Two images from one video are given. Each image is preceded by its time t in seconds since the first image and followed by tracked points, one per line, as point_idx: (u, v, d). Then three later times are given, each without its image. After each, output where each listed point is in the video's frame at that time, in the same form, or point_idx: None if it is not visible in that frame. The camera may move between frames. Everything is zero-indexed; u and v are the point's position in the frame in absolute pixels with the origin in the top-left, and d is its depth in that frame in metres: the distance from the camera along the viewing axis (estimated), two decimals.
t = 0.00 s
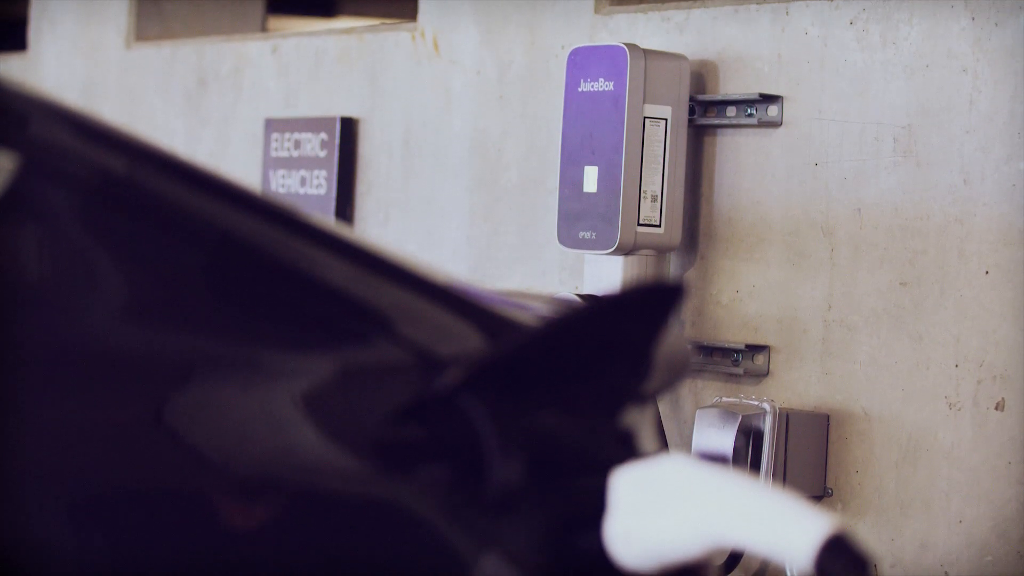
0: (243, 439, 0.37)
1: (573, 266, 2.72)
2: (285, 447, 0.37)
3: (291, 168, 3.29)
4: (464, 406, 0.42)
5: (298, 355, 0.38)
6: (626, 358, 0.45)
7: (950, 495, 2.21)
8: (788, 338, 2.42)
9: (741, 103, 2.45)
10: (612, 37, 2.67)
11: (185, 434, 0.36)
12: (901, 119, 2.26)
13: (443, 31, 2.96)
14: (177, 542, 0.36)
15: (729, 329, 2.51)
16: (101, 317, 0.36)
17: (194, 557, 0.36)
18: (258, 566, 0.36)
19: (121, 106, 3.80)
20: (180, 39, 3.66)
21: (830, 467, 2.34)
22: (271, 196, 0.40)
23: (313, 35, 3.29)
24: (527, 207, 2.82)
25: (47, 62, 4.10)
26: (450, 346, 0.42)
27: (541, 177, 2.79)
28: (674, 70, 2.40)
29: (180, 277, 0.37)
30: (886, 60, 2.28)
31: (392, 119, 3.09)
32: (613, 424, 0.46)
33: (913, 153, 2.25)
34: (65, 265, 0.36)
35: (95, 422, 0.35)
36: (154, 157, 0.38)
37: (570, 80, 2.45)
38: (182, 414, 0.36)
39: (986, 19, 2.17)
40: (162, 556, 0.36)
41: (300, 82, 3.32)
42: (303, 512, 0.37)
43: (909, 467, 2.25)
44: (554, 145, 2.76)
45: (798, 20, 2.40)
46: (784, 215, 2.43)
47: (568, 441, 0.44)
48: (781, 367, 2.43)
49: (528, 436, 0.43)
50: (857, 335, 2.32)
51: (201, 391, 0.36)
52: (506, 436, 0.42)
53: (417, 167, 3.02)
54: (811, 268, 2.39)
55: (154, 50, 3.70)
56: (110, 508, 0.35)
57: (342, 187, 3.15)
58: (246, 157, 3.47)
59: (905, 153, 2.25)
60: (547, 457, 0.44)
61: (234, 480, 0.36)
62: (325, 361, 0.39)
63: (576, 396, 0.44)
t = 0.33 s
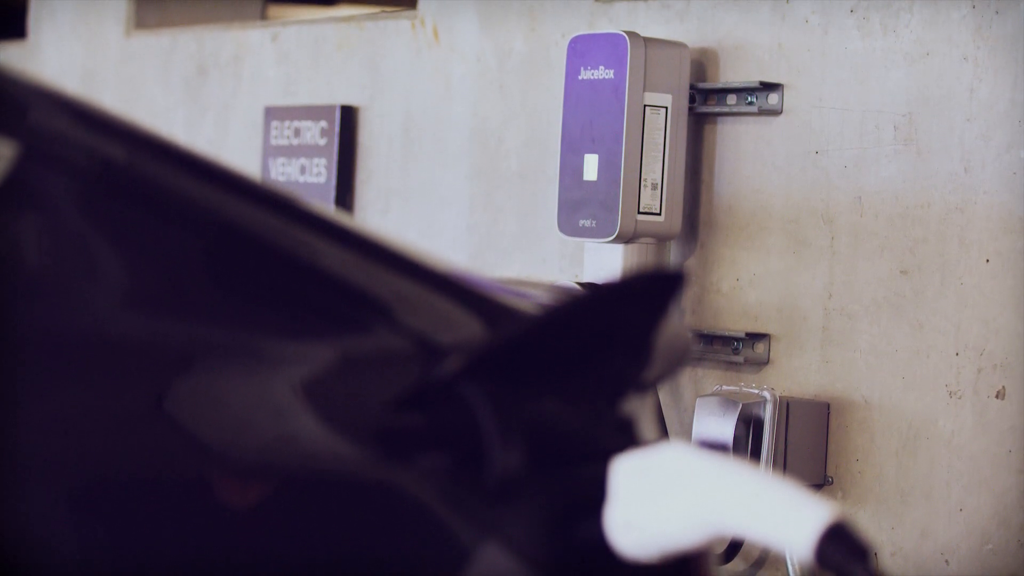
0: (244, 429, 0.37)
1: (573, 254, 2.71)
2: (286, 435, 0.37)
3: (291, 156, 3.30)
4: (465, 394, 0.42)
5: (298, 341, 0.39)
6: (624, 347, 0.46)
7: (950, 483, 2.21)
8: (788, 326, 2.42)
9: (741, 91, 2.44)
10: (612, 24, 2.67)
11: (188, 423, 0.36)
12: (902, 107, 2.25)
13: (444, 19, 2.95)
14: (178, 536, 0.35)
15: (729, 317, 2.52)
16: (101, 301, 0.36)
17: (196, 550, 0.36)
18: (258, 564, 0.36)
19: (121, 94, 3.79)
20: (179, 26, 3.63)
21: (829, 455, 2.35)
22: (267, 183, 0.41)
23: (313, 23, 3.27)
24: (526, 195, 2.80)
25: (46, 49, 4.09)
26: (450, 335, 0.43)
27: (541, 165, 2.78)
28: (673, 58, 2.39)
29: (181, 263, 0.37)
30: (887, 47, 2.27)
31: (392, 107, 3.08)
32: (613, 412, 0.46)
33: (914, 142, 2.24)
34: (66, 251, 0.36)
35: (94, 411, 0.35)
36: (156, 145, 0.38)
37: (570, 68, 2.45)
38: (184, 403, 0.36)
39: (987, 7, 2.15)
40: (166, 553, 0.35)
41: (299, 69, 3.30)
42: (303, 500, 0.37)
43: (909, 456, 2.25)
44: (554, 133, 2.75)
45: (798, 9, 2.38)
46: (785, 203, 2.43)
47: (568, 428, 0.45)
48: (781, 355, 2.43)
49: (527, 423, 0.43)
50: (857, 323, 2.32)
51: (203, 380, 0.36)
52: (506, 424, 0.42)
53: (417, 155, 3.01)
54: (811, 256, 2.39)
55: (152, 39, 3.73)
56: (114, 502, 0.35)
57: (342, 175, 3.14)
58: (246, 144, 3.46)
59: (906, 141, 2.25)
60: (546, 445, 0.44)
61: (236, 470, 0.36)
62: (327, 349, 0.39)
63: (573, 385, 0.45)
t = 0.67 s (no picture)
0: (244, 417, 0.37)
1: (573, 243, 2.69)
2: (286, 424, 0.37)
3: (290, 145, 3.29)
4: (464, 382, 0.41)
5: (298, 330, 0.39)
6: (625, 334, 0.46)
7: (951, 472, 2.20)
8: (788, 314, 2.42)
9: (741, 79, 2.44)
10: (613, 12, 2.65)
11: (188, 412, 0.36)
12: (902, 95, 2.25)
13: (444, 7, 2.94)
14: (179, 528, 0.36)
15: (729, 305, 2.51)
16: (101, 289, 0.36)
17: (198, 546, 0.36)
18: (257, 564, 0.37)
19: (119, 82, 3.78)
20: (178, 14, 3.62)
21: (830, 444, 2.35)
22: (266, 172, 0.41)
23: (312, 11, 3.26)
24: (526, 183, 2.80)
25: (45, 37, 4.09)
26: (449, 324, 0.42)
27: (542, 154, 2.77)
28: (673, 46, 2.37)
29: (179, 251, 0.37)
30: (887, 36, 2.26)
31: (392, 95, 3.07)
32: (613, 399, 0.46)
33: (914, 130, 2.23)
34: (65, 238, 0.37)
35: (93, 397, 0.35)
36: (155, 133, 0.38)
37: (570, 56, 2.44)
38: (183, 391, 0.36)
39: None
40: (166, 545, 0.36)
41: (300, 57, 3.30)
42: (303, 483, 0.37)
43: (909, 445, 2.25)
44: (554, 121, 2.75)
45: None
46: (785, 192, 2.42)
47: (569, 417, 0.44)
48: (781, 343, 2.43)
49: (527, 412, 0.43)
50: (857, 311, 2.32)
51: (202, 367, 0.36)
52: (506, 413, 0.42)
53: (416, 144, 3.00)
54: (811, 244, 2.39)
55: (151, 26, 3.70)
56: (113, 487, 0.35)
57: (342, 164, 3.12)
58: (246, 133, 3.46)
59: (906, 129, 2.24)
60: (547, 433, 0.43)
61: (236, 458, 0.36)
62: (326, 336, 0.39)
63: (574, 372, 0.45)
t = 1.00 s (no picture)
0: (242, 403, 0.38)
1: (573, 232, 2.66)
2: (285, 413, 0.38)
3: (290, 134, 3.24)
4: (465, 372, 0.42)
5: (297, 320, 0.40)
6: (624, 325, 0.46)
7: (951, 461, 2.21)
8: (789, 303, 2.42)
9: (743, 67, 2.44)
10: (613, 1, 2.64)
11: (187, 400, 0.37)
12: (903, 84, 2.24)
13: None
14: (178, 520, 0.37)
15: (729, 294, 2.51)
16: (100, 279, 0.38)
17: (200, 540, 0.37)
18: (255, 557, 0.38)
19: (118, 70, 3.78)
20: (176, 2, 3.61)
21: (830, 433, 2.34)
22: (267, 161, 0.42)
23: None
24: (526, 171, 2.79)
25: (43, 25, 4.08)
26: (448, 314, 0.43)
27: (542, 142, 2.76)
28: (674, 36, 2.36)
29: (179, 240, 0.39)
30: (888, 25, 2.25)
31: (392, 84, 3.06)
32: (614, 389, 0.46)
33: (915, 118, 2.23)
34: (63, 227, 0.38)
35: (94, 384, 0.37)
36: (154, 123, 0.39)
37: (570, 45, 2.44)
38: (182, 379, 0.37)
39: None
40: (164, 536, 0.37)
41: (300, 46, 3.29)
42: (307, 467, 0.38)
43: (910, 434, 2.25)
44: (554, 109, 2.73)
45: None
46: (785, 181, 2.42)
47: (567, 407, 0.44)
48: (781, 333, 2.43)
49: (528, 401, 0.43)
50: (859, 300, 2.32)
51: (201, 357, 0.37)
52: (505, 402, 0.42)
53: (417, 133, 2.99)
54: (812, 233, 2.38)
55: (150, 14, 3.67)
56: (112, 477, 0.36)
57: (342, 154, 3.12)
58: (245, 122, 3.46)
59: (908, 117, 2.24)
60: (549, 421, 0.43)
61: (236, 442, 0.37)
62: (325, 325, 0.40)
63: (573, 361, 0.45)
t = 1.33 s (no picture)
0: (243, 391, 0.38)
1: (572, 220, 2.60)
2: (284, 401, 0.39)
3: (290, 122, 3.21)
4: (465, 359, 0.42)
5: (299, 308, 0.41)
6: (622, 313, 0.46)
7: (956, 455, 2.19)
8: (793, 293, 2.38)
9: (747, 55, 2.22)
10: None
11: (184, 389, 0.37)
12: (903, 70, 2.02)
13: None
14: (177, 520, 0.37)
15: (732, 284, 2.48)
16: (98, 267, 0.38)
17: (201, 541, 0.37)
18: (255, 557, 0.37)
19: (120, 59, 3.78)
20: None
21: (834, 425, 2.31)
22: (267, 151, 0.43)
23: None
24: (526, 159, 2.72)
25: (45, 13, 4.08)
26: (448, 302, 0.45)
27: (542, 131, 2.69)
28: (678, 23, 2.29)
29: (180, 227, 0.39)
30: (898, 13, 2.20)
31: (391, 73, 3.02)
32: (614, 375, 0.48)
33: (917, 105, 2.01)
34: (64, 213, 0.38)
35: (96, 377, 0.37)
36: (157, 111, 0.40)
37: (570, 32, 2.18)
38: (180, 366, 0.38)
39: None
40: (164, 529, 0.36)
41: (300, 34, 3.26)
42: (304, 458, 0.38)
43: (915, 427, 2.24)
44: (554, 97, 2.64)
45: None
46: (786, 168, 2.17)
47: (563, 393, 0.45)
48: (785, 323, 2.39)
49: (527, 388, 0.43)
50: (860, 289, 2.09)
51: (200, 344, 0.38)
52: (504, 391, 0.42)
53: (416, 121, 2.95)
54: (813, 222, 2.15)
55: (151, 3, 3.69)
56: (112, 467, 0.36)
57: (342, 143, 3.09)
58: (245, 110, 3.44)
59: (909, 104, 2.02)
60: (549, 406, 0.44)
61: (236, 429, 0.37)
62: (327, 315, 0.41)
63: (570, 349, 0.45)
